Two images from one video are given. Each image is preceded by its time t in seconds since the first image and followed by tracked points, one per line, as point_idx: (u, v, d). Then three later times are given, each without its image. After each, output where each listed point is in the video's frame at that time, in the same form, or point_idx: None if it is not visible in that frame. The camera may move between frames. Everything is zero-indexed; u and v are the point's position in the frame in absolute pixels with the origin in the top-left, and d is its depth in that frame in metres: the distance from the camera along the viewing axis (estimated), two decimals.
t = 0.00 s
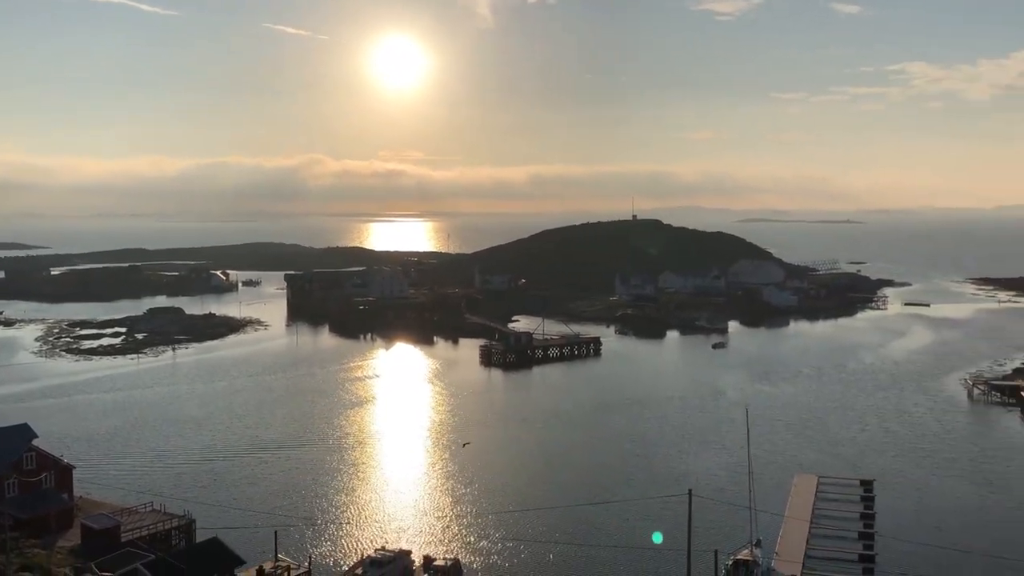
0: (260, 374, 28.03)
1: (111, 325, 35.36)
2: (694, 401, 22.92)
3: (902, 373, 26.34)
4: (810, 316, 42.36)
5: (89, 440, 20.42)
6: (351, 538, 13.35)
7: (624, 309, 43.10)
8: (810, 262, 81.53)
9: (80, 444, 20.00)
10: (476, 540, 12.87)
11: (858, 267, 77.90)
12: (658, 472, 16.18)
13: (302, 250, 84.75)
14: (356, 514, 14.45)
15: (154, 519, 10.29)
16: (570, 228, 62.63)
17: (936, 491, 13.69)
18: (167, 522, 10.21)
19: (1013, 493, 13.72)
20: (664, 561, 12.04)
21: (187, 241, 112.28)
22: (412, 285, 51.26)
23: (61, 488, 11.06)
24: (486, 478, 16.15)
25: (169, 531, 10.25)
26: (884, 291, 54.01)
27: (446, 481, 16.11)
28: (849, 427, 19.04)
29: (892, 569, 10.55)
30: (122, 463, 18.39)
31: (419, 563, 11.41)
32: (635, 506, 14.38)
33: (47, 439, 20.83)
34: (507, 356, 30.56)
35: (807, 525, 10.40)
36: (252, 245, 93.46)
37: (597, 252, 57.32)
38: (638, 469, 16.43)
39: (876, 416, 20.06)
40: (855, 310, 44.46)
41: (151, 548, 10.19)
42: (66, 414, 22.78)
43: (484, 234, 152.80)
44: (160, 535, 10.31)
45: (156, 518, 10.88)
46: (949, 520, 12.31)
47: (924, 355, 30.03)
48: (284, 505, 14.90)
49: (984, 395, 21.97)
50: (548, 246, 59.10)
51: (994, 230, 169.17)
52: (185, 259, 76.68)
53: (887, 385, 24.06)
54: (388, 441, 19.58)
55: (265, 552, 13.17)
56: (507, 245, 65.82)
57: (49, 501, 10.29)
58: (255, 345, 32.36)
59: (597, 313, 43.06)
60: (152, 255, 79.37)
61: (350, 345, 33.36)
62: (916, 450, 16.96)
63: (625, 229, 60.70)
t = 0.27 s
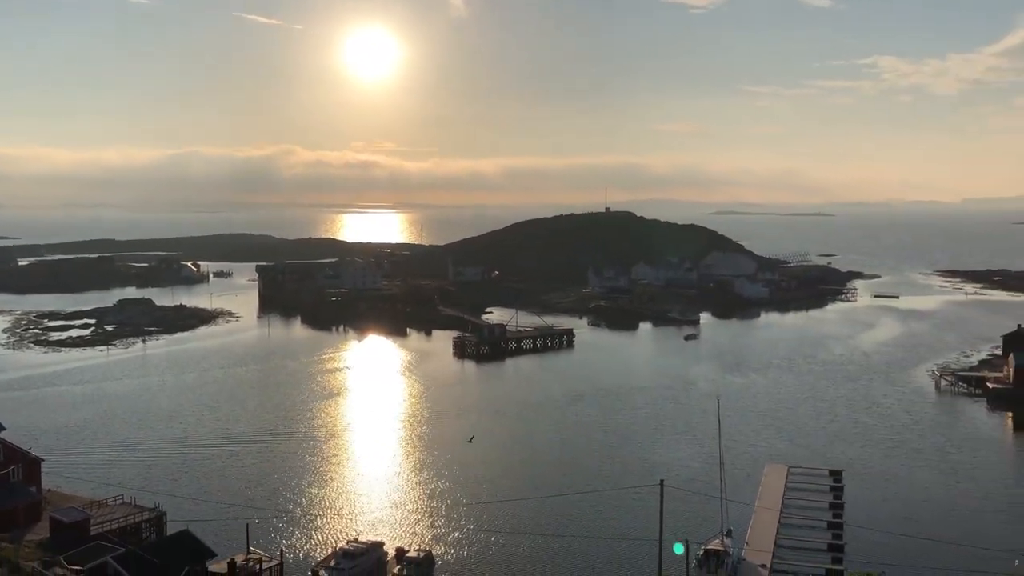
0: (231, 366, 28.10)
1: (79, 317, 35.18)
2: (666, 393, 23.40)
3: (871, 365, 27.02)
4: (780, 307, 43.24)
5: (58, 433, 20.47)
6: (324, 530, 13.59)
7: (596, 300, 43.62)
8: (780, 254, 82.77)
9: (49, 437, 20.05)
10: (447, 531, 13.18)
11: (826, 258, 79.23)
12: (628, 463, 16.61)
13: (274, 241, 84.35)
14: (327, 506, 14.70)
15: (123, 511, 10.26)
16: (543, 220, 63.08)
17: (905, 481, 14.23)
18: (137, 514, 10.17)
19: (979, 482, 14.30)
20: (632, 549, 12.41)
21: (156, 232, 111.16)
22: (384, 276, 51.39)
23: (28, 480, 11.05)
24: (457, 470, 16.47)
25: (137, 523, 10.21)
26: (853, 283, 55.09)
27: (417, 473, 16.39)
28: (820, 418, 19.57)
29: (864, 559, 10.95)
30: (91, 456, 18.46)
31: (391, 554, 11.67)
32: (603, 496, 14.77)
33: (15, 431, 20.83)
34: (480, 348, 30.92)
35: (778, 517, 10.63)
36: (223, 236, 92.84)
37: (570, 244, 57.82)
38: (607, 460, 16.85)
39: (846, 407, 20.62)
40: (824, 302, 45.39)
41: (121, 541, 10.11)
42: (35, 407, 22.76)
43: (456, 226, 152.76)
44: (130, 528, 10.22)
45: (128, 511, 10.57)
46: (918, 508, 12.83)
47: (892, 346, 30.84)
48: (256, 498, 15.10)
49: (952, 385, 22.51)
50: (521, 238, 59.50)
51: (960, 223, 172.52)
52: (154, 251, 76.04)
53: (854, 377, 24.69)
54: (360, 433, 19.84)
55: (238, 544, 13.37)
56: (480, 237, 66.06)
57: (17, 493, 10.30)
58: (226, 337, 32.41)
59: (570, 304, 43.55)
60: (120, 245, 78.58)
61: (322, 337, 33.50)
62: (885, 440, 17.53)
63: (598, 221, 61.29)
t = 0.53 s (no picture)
0: (206, 359, 28.14)
1: (52, 309, 34.98)
2: (642, 384, 23.82)
3: (844, 356, 27.62)
4: (755, 299, 43.92)
5: (31, 426, 20.48)
6: (300, 521, 13.80)
7: (573, 292, 44.04)
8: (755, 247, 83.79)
9: (21, 430, 20.05)
10: (422, 522, 13.46)
11: (801, 250, 80.22)
12: (602, 454, 16.99)
13: (249, 232, 83.92)
14: (303, 498, 14.93)
15: (95, 506, 10.25)
16: (520, 212, 63.36)
17: (881, 472, 14.70)
18: (109, 508, 10.16)
19: (951, 473, 14.80)
20: (603, 537, 12.77)
21: (128, 223, 110.02)
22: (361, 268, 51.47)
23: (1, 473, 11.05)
24: (433, 462, 16.74)
25: (110, 516, 10.22)
26: (827, 275, 55.97)
27: (394, 465, 16.64)
28: (794, 409, 20.06)
29: (837, 547, 11.45)
30: (65, 449, 18.53)
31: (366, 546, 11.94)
32: (576, 487, 15.12)
33: None
34: (457, 340, 31.23)
35: (749, 531, 11.29)
36: (197, 228, 92.25)
37: (546, 236, 58.18)
38: (582, 452, 17.22)
39: (820, 398, 21.14)
40: (799, 294, 46.12)
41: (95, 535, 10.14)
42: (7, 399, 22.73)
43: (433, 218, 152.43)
44: (103, 522, 10.24)
45: (101, 505, 10.57)
46: (894, 498, 13.30)
47: (864, 338, 31.49)
48: (231, 491, 15.28)
49: (925, 376, 23.09)
50: (497, 230, 59.75)
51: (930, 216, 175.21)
52: (128, 242, 75.42)
53: (826, 368, 25.27)
54: (336, 425, 20.04)
55: (213, 537, 13.55)
56: (457, 229, 66.22)
57: None
58: (200, 329, 32.40)
59: (547, 296, 43.92)
60: (92, 237, 77.82)
61: (298, 329, 33.61)
62: (860, 431, 18.04)
63: (574, 213, 61.70)
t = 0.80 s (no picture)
0: (183, 352, 28.21)
1: (26, 302, 34.82)
2: (620, 377, 24.25)
3: (821, 348, 28.24)
4: (731, 292, 44.57)
5: (7, 421, 20.53)
6: (279, 515, 14.07)
7: (551, 285, 44.45)
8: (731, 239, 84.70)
9: None
10: (401, 515, 13.77)
11: (777, 243, 81.18)
12: (581, 447, 17.36)
13: (225, 225, 83.55)
14: (282, 491, 15.18)
15: (72, 499, 10.02)
16: (498, 205, 63.63)
17: (860, 464, 15.13)
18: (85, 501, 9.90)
19: (926, 463, 15.27)
20: (581, 529, 13.15)
21: (103, 215, 108.95)
22: (339, 261, 51.54)
23: None
24: (412, 455, 17.04)
25: (87, 510, 9.99)
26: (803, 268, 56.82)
27: (372, 459, 16.93)
28: (772, 401, 20.58)
29: (814, 538, 11.87)
30: (40, 444, 18.64)
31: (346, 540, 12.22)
32: (554, 480, 15.47)
33: None
34: (437, 333, 31.53)
35: (727, 523, 11.75)
36: (173, 220, 91.64)
37: (524, 229, 58.52)
38: (560, 445, 17.59)
39: (797, 390, 21.68)
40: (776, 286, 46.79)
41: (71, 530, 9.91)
42: None
43: (410, 210, 151.93)
44: (80, 516, 10.00)
45: (77, 498, 10.29)
46: (871, 490, 13.76)
47: (841, 331, 32.12)
48: (210, 486, 15.50)
49: (900, 367, 23.74)
50: (475, 223, 59.99)
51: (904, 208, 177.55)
52: (102, 234, 74.83)
53: (802, 360, 25.85)
54: (315, 419, 20.28)
55: (192, 532, 13.80)
56: (435, 222, 66.37)
57: None
58: (177, 323, 32.41)
59: (525, 289, 44.29)
60: (66, 229, 77.14)
61: (276, 323, 33.71)
62: (838, 423, 18.51)
63: (552, 206, 62.07)
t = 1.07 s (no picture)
0: (164, 347, 28.28)
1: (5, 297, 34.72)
2: (603, 370, 24.60)
3: (802, 341, 28.71)
4: (713, 285, 45.07)
5: None
6: (261, 510, 14.28)
7: (534, 279, 44.75)
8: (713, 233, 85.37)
9: None
10: (383, 510, 14.02)
11: (758, 237, 81.83)
12: (561, 440, 17.68)
13: (206, 219, 83.26)
14: (264, 486, 15.40)
15: (51, 495, 9.99)
16: (480, 199, 63.79)
17: (839, 456, 15.54)
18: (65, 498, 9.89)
19: (905, 456, 15.67)
20: (561, 522, 13.47)
21: (82, 209, 108.18)
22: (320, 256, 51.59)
23: None
24: (394, 450, 17.27)
25: (66, 506, 9.96)
26: (785, 262, 57.44)
27: (353, 453, 17.17)
28: (753, 394, 20.99)
29: (794, 531, 12.23)
30: (19, 440, 18.73)
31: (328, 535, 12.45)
32: (534, 474, 15.78)
33: None
34: (418, 327, 31.76)
35: (708, 515, 12.14)
36: (154, 214, 91.25)
37: (506, 223, 58.77)
38: (540, 439, 17.90)
39: (778, 383, 22.12)
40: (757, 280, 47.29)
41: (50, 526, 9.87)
42: None
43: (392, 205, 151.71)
44: (59, 512, 9.97)
45: (56, 495, 10.26)
46: (849, 482, 14.16)
47: (821, 324, 32.61)
48: (191, 481, 15.68)
49: (880, 360, 24.24)
50: (458, 217, 60.14)
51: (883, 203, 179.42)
52: (82, 229, 74.42)
53: (782, 353, 26.31)
54: (296, 414, 20.48)
55: (173, 527, 13.98)
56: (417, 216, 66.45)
57: None
58: (158, 318, 32.44)
59: (508, 283, 44.57)
60: (45, 224, 76.67)
61: (257, 317, 33.81)
62: (818, 415, 18.95)
63: (534, 200, 62.32)
